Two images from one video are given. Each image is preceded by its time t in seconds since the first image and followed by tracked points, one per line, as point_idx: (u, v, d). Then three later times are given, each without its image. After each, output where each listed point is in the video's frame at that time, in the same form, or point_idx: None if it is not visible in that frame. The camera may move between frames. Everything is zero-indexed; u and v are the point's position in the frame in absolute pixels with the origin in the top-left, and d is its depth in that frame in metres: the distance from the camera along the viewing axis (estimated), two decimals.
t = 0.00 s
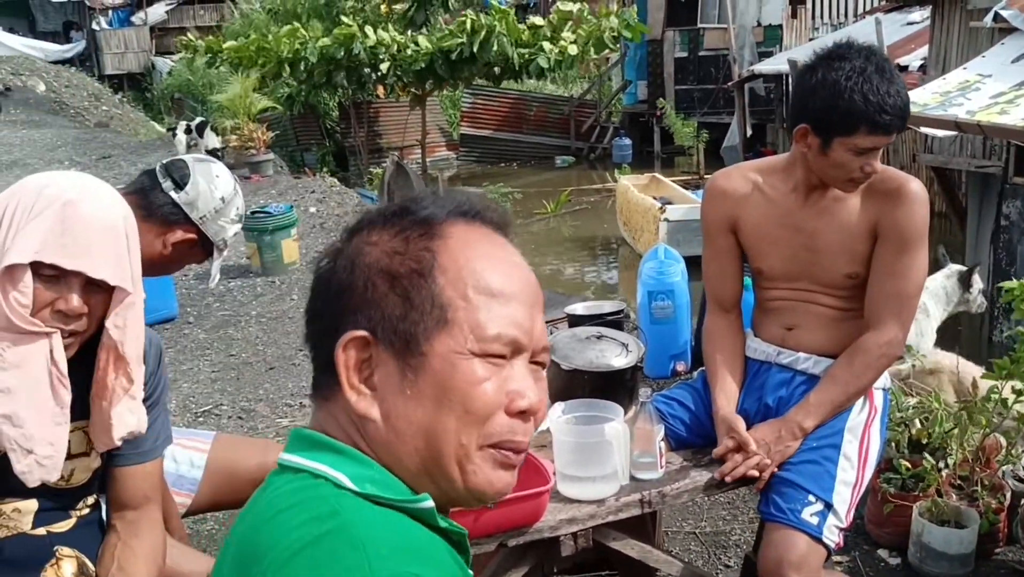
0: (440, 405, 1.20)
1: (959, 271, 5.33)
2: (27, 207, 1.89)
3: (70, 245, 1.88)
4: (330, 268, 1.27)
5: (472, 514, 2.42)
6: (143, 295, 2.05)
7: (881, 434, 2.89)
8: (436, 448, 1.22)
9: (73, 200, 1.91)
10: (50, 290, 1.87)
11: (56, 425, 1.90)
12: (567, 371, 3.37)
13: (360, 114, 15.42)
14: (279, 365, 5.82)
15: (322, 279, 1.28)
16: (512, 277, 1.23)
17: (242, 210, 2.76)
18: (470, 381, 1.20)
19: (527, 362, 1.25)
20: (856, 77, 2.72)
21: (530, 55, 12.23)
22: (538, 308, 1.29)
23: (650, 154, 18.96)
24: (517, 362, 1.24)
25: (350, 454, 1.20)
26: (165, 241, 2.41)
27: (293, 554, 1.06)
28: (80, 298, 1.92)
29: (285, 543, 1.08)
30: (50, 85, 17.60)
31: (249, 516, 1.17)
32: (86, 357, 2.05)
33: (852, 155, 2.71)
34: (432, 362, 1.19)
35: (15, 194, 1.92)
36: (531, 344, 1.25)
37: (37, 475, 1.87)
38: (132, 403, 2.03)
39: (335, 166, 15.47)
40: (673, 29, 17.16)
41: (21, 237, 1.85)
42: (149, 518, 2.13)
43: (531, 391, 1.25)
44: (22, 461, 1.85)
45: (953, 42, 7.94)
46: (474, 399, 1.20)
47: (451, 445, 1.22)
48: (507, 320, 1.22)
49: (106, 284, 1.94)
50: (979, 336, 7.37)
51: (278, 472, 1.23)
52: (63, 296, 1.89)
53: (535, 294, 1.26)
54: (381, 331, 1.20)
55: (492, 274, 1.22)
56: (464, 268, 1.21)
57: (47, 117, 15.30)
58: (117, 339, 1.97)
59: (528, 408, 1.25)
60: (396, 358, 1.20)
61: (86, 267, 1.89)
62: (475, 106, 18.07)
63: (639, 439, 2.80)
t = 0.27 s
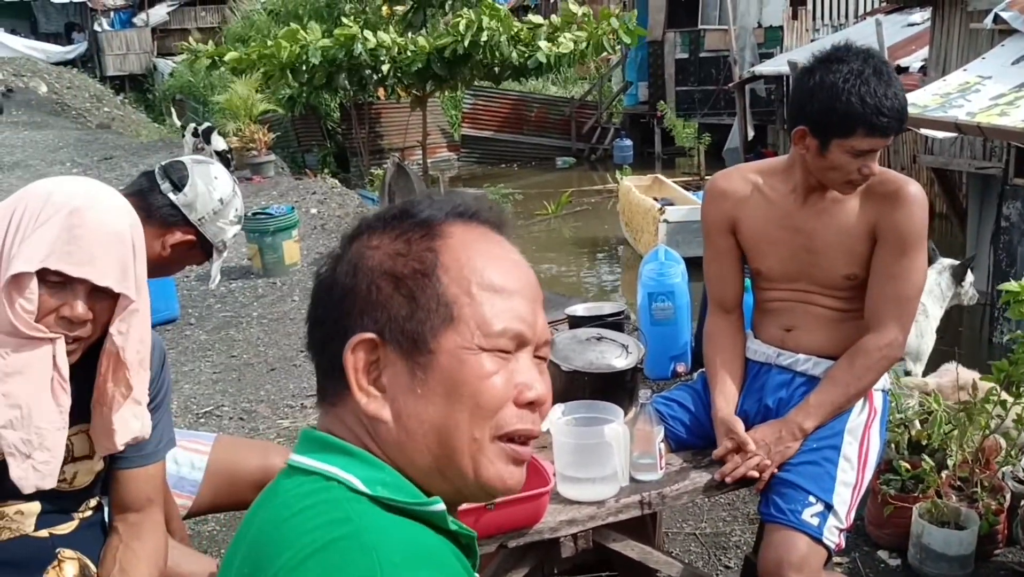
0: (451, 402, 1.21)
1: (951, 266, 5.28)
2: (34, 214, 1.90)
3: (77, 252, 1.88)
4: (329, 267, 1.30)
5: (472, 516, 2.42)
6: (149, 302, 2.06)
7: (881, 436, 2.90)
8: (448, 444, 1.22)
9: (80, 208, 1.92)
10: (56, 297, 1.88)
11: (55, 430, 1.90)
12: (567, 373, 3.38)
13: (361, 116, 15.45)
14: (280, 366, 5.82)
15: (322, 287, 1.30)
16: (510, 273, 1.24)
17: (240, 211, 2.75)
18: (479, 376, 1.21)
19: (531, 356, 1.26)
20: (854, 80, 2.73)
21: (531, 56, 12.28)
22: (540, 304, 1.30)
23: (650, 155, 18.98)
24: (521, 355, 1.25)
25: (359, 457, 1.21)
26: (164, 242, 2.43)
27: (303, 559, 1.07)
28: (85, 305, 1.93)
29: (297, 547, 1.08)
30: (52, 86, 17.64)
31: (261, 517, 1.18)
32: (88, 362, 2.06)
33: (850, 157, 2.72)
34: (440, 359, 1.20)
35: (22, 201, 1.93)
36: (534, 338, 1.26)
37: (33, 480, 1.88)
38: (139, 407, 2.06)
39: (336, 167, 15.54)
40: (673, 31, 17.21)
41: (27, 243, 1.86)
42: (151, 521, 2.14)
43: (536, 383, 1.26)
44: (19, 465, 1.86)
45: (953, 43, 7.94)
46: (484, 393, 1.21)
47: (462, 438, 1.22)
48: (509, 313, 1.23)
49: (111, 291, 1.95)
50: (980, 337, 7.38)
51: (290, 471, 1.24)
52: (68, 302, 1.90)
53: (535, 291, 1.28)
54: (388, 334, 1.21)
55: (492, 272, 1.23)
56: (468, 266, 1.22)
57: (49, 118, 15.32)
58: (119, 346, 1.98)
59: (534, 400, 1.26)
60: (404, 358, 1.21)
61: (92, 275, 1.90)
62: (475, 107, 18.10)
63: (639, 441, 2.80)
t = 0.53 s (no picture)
0: (487, 402, 1.24)
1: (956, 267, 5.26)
2: (40, 212, 1.90)
3: (81, 249, 1.88)
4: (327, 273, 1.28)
5: (477, 517, 2.41)
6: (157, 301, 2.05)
7: (886, 437, 2.89)
8: (484, 444, 1.25)
9: (86, 205, 1.91)
10: (61, 293, 1.88)
11: (62, 428, 1.90)
12: (572, 373, 3.36)
13: (364, 116, 15.44)
14: (283, 367, 5.82)
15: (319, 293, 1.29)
16: (519, 270, 1.27)
17: (243, 209, 2.74)
18: (510, 378, 1.24)
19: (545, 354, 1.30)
20: (859, 78, 2.71)
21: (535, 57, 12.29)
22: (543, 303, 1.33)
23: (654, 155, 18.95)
24: (539, 353, 1.29)
25: (369, 455, 1.22)
26: (165, 240, 2.42)
27: (320, 559, 1.07)
28: (91, 302, 1.92)
29: (314, 546, 1.09)
30: (56, 87, 17.66)
31: (273, 516, 1.17)
32: (96, 362, 2.06)
33: (855, 156, 2.71)
34: (473, 362, 1.22)
35: (28, 200, 1.93)
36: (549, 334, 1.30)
37: (41, 477, 1.87)
38: (156, 407, 2.07)
39: (339, 168, 15.57)
40: (676, 31, 17.19)
41: (31, 241, 1.86)
42: (155, 521, 2.14)
43: (552, 383, 1.33)
44: (26, 463, 1.85)
45: (958, 42, 7.93)
46: (516, 391, 1.25)
47: (497, 439, 1.26)
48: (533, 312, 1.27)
49: (116, 288, 1.94)
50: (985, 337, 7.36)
51: (299, 471, 1.24)
52: (73, 299, 1.89)
53: (541, 292, 1.31)
54: (419, 338, 1.21)
55: (501, 269, 1.25)
56: (470, 268, 1.23)
57: (52, 119, 15.33)
58: (128, 345, 1.97)
59: (552, 396, 1.33)
60: (435, 363, 1.21)
61: (96, 271, 1.89)
62: (478, 107, 18.09)
63: (644, 442, 2.79)
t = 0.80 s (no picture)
0: (533, 395, 1.27)
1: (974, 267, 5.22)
2: (53, 210, 1.89)
3: (94, 247, 1.88)
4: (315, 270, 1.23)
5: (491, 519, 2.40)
6: (171, 298, 2.05)
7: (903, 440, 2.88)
8: (530, 431, 1.29)
9: (99, 203, 1.91)
10: (74, 290, 1.88)
11: (81, 423, 1.90)
12: (585, 374, 3.34)
13: (376, 117, 15.46)
14: (297, 368, 5.82)
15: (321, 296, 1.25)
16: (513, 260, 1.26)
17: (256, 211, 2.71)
18: (545, 367, 1.29)
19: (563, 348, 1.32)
20: (878, 78, 2.69)
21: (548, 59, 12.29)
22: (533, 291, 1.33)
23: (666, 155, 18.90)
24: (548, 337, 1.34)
25: (383, 460, 1.19)
26: (179, 243, 2.44)
27: (343, 560, 1.07)
28: (104, 299, 1.92)
29: (336, 549, 1.08)
30: (70, 88, 17.73)
31: (291, 521, 1.16)
32: (110, 359, 2.07)
33: (873, 157, 2.68)
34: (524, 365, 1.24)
35: (40, 199, 1.92)
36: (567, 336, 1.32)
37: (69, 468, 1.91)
38: (174, 405, 2.09)
39: (351, 168, 15.59)
40: (689, 31, 17.13)
41: (44, 240, 1.85)
42: (168, 522, 2.13)
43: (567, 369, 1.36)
44: (51, 455, 1.88)
45: (974, 42, 7.87)
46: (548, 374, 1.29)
47: (539, 423, 1.31)
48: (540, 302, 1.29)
49: (129, 285, 1.94)
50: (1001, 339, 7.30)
51: (310, 478, 1.23)
52: (87, 297, 1.89)
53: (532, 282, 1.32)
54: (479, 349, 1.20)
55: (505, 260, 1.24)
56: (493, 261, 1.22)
57: (67, 120, 15.41)
58: (142, 342, 1.97)
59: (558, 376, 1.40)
60: (490, 366, 1.21)
61: (109, 268, 1.89)
62: (491, 108, 18.09)
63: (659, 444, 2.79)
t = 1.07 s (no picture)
0: (538, 398, 1.27)
1: (1004, 268, 5.15)
2: (79, 209, 1.90)
3: (120, 246, 1.89)
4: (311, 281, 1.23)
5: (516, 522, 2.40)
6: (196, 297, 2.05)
7: (935, 443, 2.84)
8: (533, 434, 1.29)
9: (124, 202, 1.92)
10: (102, 289, 1.90)
11: (103, 423, 1.91)
12: (610, 376, 3.33)
13: (400, 118, 15.50)
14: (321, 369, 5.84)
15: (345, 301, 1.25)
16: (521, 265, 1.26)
17: (286, 218, 2.72)
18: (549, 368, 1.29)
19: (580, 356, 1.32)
20: (908, 77, 2.66)
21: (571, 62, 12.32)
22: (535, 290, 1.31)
23: (689, 156, 18.82)
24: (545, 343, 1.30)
25: (394, 463, 1.18)
26: (209, 248, 2.44)
27: (364, 565, 1.06)
28: (131, 297, 1.93)
29: (355, 553, 1.08)
30: (97, 91, 17.90)
31: (304, 527, 1.16)
32: (139, 357, 2.08)
33: (903, 157, 2.66)
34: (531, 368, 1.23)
35: (66, 199, 1.93)
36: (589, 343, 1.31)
37: (83, 473, 1.87)
38: (195, 404, 2.06)
39: (375, 170, 15.64)
40: (713, 31, 17.04)
41: (71, 238, 1.87)
42: (196, 523, 2.14)
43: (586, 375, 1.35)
44: (70, 457, 1.86)
45: (1003, 40, 7.77)
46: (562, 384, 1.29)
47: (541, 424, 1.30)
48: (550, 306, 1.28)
49: (155, 283, 1.95)
50: None
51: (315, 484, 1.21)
52: (114, 295, 1.91)
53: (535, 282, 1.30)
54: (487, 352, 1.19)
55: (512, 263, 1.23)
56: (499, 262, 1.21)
57: (94, 123, 15.56)
58: (169, 340, 1.98)
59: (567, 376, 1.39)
60: (496, 371, 1.20)
61: (134, 265, 1.90)
62: (513, 109, 18.09)
63: (685, 446, 2.77)
